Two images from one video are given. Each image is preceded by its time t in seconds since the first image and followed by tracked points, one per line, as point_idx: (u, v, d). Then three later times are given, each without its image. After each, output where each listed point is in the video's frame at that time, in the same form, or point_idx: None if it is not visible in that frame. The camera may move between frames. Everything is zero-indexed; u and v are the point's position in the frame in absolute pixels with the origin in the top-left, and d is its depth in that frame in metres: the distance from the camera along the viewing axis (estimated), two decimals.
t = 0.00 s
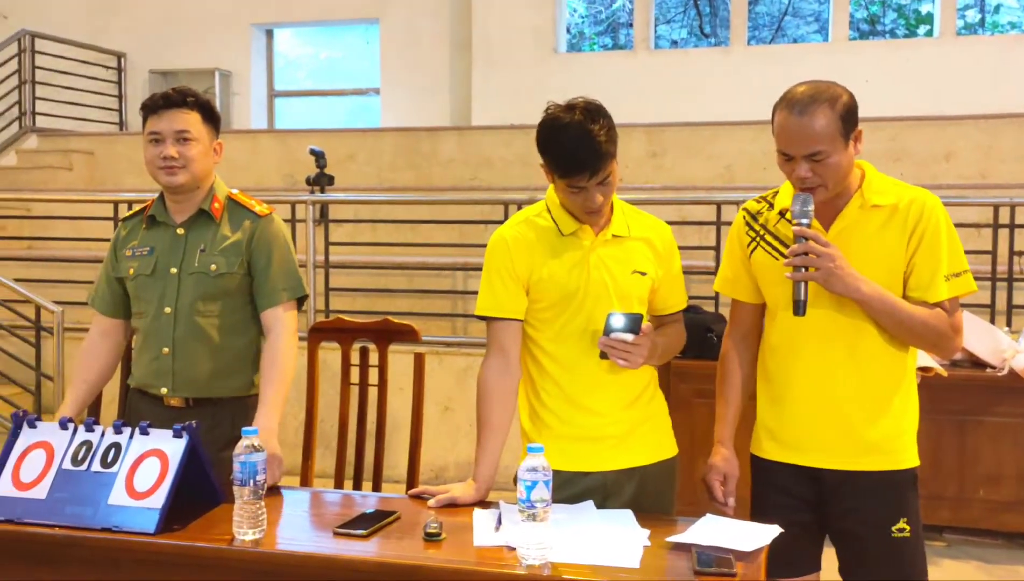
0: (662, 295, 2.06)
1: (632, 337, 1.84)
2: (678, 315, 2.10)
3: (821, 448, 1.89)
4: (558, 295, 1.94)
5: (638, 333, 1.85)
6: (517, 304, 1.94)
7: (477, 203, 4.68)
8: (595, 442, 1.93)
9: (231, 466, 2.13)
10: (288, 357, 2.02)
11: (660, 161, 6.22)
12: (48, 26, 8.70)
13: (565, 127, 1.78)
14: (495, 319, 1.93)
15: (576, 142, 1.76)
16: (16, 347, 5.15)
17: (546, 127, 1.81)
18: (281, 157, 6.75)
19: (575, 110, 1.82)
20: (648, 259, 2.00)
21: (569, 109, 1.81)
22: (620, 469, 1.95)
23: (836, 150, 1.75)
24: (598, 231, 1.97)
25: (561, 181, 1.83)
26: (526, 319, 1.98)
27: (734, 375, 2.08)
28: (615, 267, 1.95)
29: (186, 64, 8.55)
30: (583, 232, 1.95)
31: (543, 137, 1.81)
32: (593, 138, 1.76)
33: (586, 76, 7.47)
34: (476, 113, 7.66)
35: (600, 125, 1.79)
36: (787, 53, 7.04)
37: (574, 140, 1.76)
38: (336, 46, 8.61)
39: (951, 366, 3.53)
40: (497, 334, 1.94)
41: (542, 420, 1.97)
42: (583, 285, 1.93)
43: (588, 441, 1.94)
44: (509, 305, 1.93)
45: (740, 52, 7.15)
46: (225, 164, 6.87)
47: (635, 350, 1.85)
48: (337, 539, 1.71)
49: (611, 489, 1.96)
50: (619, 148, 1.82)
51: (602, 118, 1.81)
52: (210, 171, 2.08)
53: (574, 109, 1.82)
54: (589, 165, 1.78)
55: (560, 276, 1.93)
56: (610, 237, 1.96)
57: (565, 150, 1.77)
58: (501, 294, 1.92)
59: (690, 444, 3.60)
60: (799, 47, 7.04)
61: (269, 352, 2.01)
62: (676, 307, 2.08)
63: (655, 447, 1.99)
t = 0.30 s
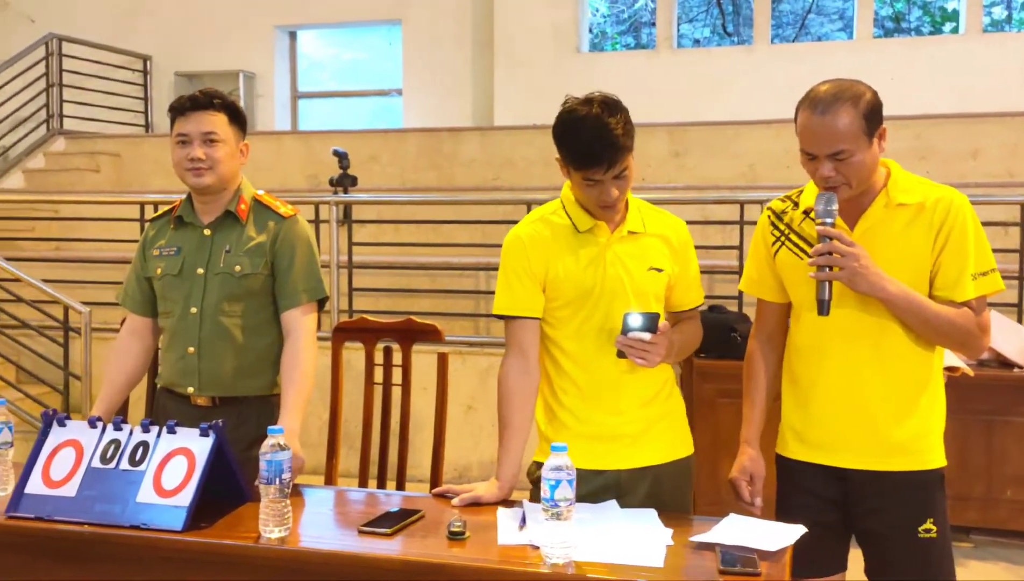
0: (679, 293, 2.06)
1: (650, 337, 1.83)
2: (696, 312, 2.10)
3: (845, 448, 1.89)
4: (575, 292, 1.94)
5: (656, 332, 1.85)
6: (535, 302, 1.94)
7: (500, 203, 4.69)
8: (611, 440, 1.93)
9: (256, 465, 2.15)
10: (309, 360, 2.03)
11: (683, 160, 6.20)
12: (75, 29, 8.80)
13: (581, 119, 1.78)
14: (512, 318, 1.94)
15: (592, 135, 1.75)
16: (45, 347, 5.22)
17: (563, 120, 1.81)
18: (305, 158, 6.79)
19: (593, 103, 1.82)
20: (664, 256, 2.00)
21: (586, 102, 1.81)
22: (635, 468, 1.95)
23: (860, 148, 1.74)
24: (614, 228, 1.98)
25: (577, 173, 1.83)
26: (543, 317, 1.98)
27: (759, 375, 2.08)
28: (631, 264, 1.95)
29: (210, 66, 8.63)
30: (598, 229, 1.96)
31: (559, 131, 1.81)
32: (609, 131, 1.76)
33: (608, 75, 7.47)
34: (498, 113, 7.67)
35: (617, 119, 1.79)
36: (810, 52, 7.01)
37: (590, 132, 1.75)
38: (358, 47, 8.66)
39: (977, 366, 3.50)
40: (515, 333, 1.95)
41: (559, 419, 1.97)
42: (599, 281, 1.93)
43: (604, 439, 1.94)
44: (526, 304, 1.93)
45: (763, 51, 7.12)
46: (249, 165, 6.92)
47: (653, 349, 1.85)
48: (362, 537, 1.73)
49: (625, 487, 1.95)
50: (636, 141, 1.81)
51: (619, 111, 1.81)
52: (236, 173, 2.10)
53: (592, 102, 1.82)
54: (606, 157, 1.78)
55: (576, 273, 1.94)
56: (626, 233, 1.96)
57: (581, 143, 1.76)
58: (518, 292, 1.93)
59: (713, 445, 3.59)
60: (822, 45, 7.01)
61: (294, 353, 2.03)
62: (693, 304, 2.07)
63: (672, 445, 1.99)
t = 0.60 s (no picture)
0: (679, 288, 2.03)
1: (643, 361, 1.81)
2: (701, 307, 2.07)
3: (867, 448, 1.87)
4: (567, 286, 1.93)
5: (649, 355, 1.82)
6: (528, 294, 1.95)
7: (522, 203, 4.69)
8: (592, 436, 1.92)
9: (279, 463, 2.17)
10: (331, 360, 2.05)
11: (705, 159, 6.17)
12: (100, 31, 8.89)
13: (586, 106, 1.77)
14: (505, 309, 1.95)
15: (595, 120, 1.74)
16: (72, 347, 5.28)
17: (567, 108, 1.80)
18: (328, 158, 6.83)
19: (598, 93, 1.81)
20: (663, 251, 1.96)
21: (590, 91, 1.80)
22: (620, 466, 1.92)
23: (883, 148, 1.73)
24: (610, 222, 1.94)
25: (580, 161, 1.80)
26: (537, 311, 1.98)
27: (781, 375, 2.07)
28: (626, 260, 1.91)
29: (234, 67, 8.70)
30: (595, 222, 1.92)
31: (563, 119, 1.80)
32: (613, 117, 1.75)
33: (630, 74, 7.45)
34: (519, 113, 7.67)
35: (621, 107, 1.78)
36: (833, 50, 6.97)
37: (594, 118, 1.74)
38: (380, 48, 8.69)
39: (1003, 366, 3.47)
40: (508, 324, 1.96)
41: (547, 414, 1.97)
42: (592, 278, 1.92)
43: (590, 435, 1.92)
44: (518, 299, 1.93)
45: (785, 49, 7.08)
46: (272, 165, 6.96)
47: (647, 371, 1.82)
48: (383, 535, 1.74)
49: (610, 483, 1.93)
50: (639, 131, 1.79)
51: (624, 100, 1.80)
52: (261, 173, 2.12)
53: (596, 91, 1.81)
54: (609, 143, 1.75)
55: (569, 269, 1.92)
56: (622, 228, 1.92)
57: (585, 129, 1.75)
58: (509, 283, 1.93)
59: (735, 445, 3.57)
60: (846, 42, 6.96)
61: (316, 352, 2.04)
62: (695, 300, 2.04)
63: (663, 443, 1.95)
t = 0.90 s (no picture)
0: (671, 278, 1.98)
1: (630, 359, 1.76)
2: (693, 296, 2.01)
3: (888, 446, 1.86)
4: (553, 281, 1.92)
5: (636, 352, 1.77)
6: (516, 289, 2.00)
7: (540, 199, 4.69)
8: (577, 428, 1.90)
9: (299, 458, 2.18)
10: (350, 358, 2.06)
11: (724, 156, 6.14)
12: (122, 30, 8.96)
13: (577, 99, 1.77)
14: (492, 304, 2.01)
15: (587, 112, 1.74)
16: (93, 343, 5.33)
17: (558, 101, 1.79)
18: (347, 155, 6.85)
19: (589, 85, 1.80)
20: (653, 243, 1.92)
21: (581, 84, 1.80)
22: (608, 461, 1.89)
23: (902, 145, 1.72)
24: (598, 217, 1.93)
25: (572, 153, 1.79)
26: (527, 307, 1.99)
27: (799, 372, 2.06)
28: (612, 253, 1.89)
29: (253, 65, 8.75)
30: (582, 217, 1.92)
31: (554, 112, 1.80)
32: (605, 109, 1.74)
33: (649, 71, 7.42)
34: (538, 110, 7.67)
35: (611, 100, 1.77)
36: (855, 46, 6.91)
37: (587, 110, 1.74)
38: (399, 46, 8.72)
39: None
40: (496, 318, 2.03)
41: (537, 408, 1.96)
42: (578, 272, 1.90)
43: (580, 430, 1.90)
44: (505, 295, 2.00)
45: (806, 45, 7.05)
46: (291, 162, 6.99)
47: (636, 369, 1.77)
48: (401, 531, 1.74)
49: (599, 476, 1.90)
50: (632, 123, 1.79)
51: (613, 93, 1.80)
52: (281, 170, 2.13)
53: (587, 83, 1.80)
54: (601, 134, 1.75)
55: (554, 263, 1.92)
56: (608, 221, 1.90)
57: (577, 121, 1.74)
58: (496, 279, 1.99)
59: (754, 443, 3.56)
60: (867, 37, 6.90)
61: (335, 351, 2.05)
62: (688, 291, 1.99)
63: (652, 439, 1.91)
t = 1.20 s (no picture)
0: (674, 274, 1.92)
1: (638, 375, 1.73)
2: (696, 292, 1.95)
3: (907, 443, 1.85)
4: (554, 279, 1.86)
5: (644, 366, 1.74)
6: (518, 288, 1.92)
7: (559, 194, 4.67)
8: (584, 427, 1.89)
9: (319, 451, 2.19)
10: (369, 351, 2.07)
11: (744, 151, 6.11)
12: (142, 27, 9.01)
13: (578, 96, 1.73)
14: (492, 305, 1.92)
15: (587, 109, 1.71)
16: (116, 337, 5.37)
17: (557, 99, 1.76)
18: (366, 150, 6.87)
19: (590, 83, 1.77)
20: (655, 240, 1.86)
21: (581, 82, 1.77)
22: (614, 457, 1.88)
23: (923, 139, 1.71)
24: (599, 213, 1.87)
25: (571, 149, 1.76)
26: (529, 307, 1.92)
27: (818, 367, 2.05)
28: (615, 250, 1.84)
29: (273, 62, 8.78)
30: (583, 214, 1.86)
31: (554, 109, 1.76)
32: (604, 105, 1.71)
33: (669, 65, 7.39)
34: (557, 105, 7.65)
35: (611, 97, 1.74)
36: (877, 41, 6.86)
37: (587, 107, 1.71)
38: (418, 41, 8.72)
39: None
40: (498, 318, 1.93)
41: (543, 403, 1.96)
42: (580, 270, 1.84)
43: (585, 427, 1.89)
44: (507, 294, 1.90)
45: (827, 39, 7.00)
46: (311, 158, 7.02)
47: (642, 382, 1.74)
48: (421, 525, 1.75)
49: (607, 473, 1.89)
50: (631, 119, 1.75)
51: (614, 92, 1.76)
52: (303, 165, 2.14)
53: (587, 82, 1.77)
54: (601, 130, 1.71)
55: (556, 261, 1.85)
56: (611, 218, 1.85)
57: (577, 117, 1.71)
58: (499, 279, 1.90)
59: (774, 439, 3.54)
60: (889, 32, 6.85)
61: (353, 345, 2.06)
62: (691, 286, 1.93)
63: (659, 437, 1.90)
